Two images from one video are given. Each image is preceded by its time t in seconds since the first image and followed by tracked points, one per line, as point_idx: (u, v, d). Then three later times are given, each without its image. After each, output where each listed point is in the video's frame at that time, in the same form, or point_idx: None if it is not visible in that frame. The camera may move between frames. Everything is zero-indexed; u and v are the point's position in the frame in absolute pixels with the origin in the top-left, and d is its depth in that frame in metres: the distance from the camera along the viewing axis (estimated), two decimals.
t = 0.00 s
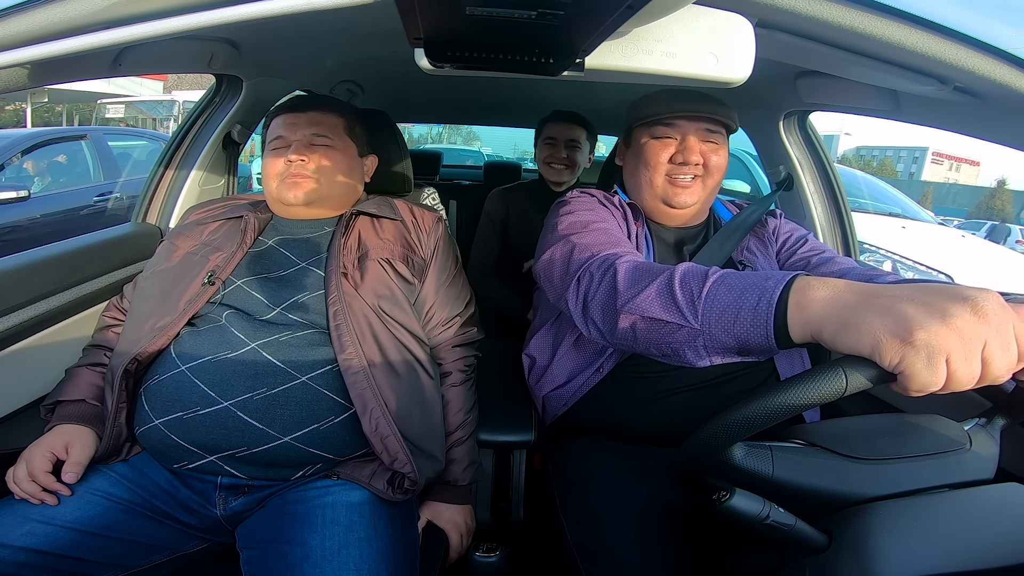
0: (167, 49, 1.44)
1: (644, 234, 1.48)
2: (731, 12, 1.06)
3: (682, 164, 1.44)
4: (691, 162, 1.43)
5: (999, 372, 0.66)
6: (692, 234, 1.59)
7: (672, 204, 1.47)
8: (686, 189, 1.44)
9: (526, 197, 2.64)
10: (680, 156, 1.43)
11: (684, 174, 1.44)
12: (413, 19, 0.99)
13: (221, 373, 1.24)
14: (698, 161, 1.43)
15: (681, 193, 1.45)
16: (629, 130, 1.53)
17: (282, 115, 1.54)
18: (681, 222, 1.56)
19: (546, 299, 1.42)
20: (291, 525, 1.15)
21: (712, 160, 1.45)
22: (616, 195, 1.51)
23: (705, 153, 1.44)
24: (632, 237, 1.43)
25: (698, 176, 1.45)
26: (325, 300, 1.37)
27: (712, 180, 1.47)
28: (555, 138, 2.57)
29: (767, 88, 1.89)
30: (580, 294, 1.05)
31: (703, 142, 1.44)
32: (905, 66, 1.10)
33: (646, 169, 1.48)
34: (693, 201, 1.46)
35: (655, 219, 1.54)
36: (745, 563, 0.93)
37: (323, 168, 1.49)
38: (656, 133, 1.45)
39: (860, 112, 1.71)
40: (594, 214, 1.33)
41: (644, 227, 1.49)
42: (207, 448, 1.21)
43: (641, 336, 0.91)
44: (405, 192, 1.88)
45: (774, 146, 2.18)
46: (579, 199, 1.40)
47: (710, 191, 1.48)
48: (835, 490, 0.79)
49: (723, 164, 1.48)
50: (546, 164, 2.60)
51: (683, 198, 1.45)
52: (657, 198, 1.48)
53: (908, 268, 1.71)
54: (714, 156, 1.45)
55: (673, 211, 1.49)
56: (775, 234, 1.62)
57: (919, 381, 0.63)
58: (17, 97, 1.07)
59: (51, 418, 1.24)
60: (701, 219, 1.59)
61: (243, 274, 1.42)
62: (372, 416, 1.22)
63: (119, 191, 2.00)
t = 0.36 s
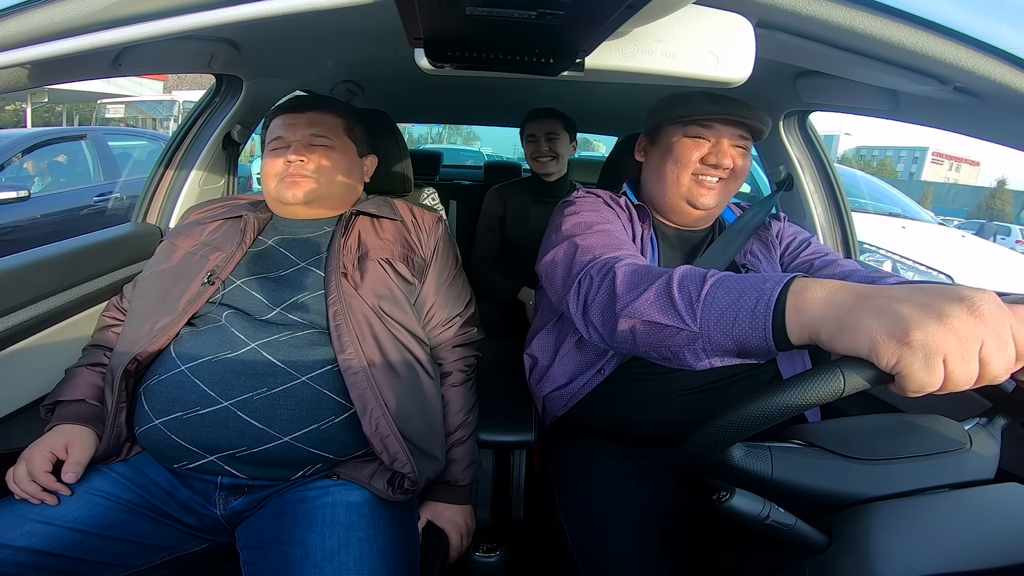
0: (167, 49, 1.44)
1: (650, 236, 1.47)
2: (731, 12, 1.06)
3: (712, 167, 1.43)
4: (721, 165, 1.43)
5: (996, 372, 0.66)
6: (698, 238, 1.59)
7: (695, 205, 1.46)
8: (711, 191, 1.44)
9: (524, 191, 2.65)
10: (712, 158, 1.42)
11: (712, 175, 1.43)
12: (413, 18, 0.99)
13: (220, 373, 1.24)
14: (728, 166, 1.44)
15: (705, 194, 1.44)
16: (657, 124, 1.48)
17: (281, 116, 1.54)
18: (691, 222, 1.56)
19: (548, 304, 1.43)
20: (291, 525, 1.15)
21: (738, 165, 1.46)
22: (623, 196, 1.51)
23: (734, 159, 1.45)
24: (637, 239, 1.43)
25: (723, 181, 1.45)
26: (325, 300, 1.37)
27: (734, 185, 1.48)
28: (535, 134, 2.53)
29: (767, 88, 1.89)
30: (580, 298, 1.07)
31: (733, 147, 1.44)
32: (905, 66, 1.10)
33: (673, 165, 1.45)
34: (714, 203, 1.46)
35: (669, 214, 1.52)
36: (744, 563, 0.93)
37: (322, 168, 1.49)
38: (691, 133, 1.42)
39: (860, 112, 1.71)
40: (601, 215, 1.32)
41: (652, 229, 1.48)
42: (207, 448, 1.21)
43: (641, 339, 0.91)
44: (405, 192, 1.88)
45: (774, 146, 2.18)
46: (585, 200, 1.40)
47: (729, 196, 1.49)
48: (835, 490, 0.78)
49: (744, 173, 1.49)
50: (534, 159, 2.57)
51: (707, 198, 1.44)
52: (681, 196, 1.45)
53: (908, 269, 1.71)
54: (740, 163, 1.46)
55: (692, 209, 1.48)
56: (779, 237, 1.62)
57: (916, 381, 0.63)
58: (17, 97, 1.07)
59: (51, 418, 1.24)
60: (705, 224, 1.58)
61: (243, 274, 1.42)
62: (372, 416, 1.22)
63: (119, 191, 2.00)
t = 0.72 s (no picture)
0: (168, 49, 1.44)
1: (657, 232, 1.47)
2: (730, 12, 1.06)
3: (717, 163, 1.43)
4: (727, 163, 1.43)
5: (1009, 369, 0.65)
6: (704, 237, 1.60)
7: (701, 202, 1.45)
8: (717, 188, 1.44)
9: (522, 190, 2.66)
10: (718, 155, 1.42)
11: (718, 172, 1.43)
12: (413, 18, 0.99)
13: (221, 373, 1.24)
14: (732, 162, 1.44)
15: (711, 191, 1.44)
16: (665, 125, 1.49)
17: (281, 117, 1.54)
18: (694, 221, 1.56)
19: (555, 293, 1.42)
20: (291, 525, 1.15)
21: (743, 164, 1.46)
22: (635, 193, 1.51)
23: (739, 156, 1.45)
24: (644, 234, 1.43)
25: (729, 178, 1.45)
26: (325, 300, 1.37)
27: (739, 183, 1.47)
28: (536, 132, 2.51)
29: (767, 88, 1.89)
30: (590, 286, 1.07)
31: (739, 146, 1.44)
32: (905, 66, 1.10)
33: (680, 162, 1.45)
34: (720, 201, 1.46)
35: (674, 212, 1.52)
36: (744, 563, 0.93)
37: (322, 168, 1.49)
38: (696, 130, 1.43)
39: (860, 112, 1.71)
40: (608, 209, 1.33)
41: (658, 227, 1.47)
42: (207, 448, 1.21)
43: (648, 328, 0.91)
44: (405, 192, 1.88)
45: (774, 146, 2.18)
46: (593, 194, 1.40)
47: (734, 195, 1.49)
48: (836, 490, 0.78)
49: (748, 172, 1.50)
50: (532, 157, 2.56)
51: (713, 195, 1.44)
52: (687, 193, 1.45)
53: (908, 268, 1.71)
54: (745, 161, 1.46)
55: (698, 206, 1.47)
56: (786, 239, 1.62)
57: (929, 377, 0.62)
58: (18, 97, 1.07)
59: (51, 418, 1.24)
60: (711, 224, 1.58)
61: (243, 274, 1.42)
62: (372, 416, 1.22)
63: (119, 191, 2.00)
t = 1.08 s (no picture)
0: (169, 50, 1.44)
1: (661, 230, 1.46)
2: (729, 13, 1.06)
3: (697, 160, 1.45)
4: (704, 159, 1.44)
5: None
6: (706, 233, 1.60)
7: (686, 200, 1.48)
8: (699, 185, 1.46)
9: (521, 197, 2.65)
10: (695, 153, 1.45)
11: (698, 169, 1.45)
12: (414, 20, 0.99)
13: (222, 374, 1.24)
14: (712, 158, 1.45)
15: (694, 188, 1.46)
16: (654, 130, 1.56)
17: (282, 117, 1.54)
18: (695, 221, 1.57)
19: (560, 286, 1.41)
20: (291, 526, 1.15)
21: (725, 161, 1.46)
22: (638, 190, 1.51)
23: (720, 152, 1.46)
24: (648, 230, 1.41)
25: (713, 174, 1.46)
26: (325, 300, 1.37)
27: (725, 179, 1.47)
28: (547, 138, 2.53)
29: (767, 90, 1.89)
30: (602, 274, 1.08)
31: (718, 142, 1.46)
32: (904, 67, 1.10)
33: (662, 164, 1.50)
34: (705, 197, 1.47)
35: (669, 214, 1.55)
36: (744, 562, 0.93)
37: (322, 168, 1.49)
38: (675, 131, 1.48)
39: (860, 113, 1.71)
40: (614, 205, 1.33)
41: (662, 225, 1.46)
42: (208, 448, 1.21)
43: (660, 315, 0.92)
44: (405, 193, 1.88)
45: (774, 147, 2.18)
46: (597, 191, 1.40)
47: (722, 191, 1.49)
48: (836, 490, 0.78)
49: (735, 168, 1.49)
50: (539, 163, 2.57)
51: (695, 193, 1.46)
52: (672, 194, 1.49)
53: (907, 267, 1.73)
54: (727, 158, 1.46)
55: (686, 206, 1.50)
56: (785, 239, 1.61)
57: (950, 367, 0.62)
58: (19, 97, 1.07)
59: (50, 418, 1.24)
60: (712, 223, 1.59)
61: (244, 274, 1.43)
62: (372, 416, 1.22)
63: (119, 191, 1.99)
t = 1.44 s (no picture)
0: (170, 50, 1.44)
1: (658, 229, 1.46)
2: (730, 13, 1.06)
3: (676, 154, 1.46)
4: (685, 151, 1.45)
5: None
6: (700, 233, 1.61)
7: (670, 195, 1.49)
8: (683, 178, 1.46)
9: (520, 202, 2.66)
10: (673, 146, 1.46)
11: (681, 162, 1.46)
12: (414, 20, 0.99)
13: (223, 373, 1.24)
14: (690, 151, 1.46)
15: (676, 182, 1.46)
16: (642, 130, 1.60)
17: (283, 117, 1.54)
18: (686, 219, 1.57)
19: (559, 286, 1.41)
20: (291, 525, 1.15)
21: (706, 154, 1.47)
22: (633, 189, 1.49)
23: (699, 145, 1.47)
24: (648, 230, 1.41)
25: (693, 167, 1.47)
26: (326, 300, 1.37)
27: (706, 171, 1.48)
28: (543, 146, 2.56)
29: (767, 90, 1.89)
30: (605, 269, 1.09)
31: (697, 137, 1.48)
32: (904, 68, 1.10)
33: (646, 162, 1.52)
34: (690, 190, 1.47)
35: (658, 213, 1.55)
36: (744, 562, 0.93)
37: (322, 169, 1.49)
38: (656, 129, 1.51)
39: (860, 114, 1.71)
40: (614, 205, 1.33)
41: (660, 225, 1.46)
42: (209, 447, 1.21)
43: (663, 309, 0.93)
44: (405, 193, 1.88)
45: (773, 147, 2.18)
46: (596, 192, 1.40)
47: (707, 184, 1.49)
48: (835, 491, 0.78)
49: (718, 163, 1.50)
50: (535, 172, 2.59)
51: (681, 186, 1.46)
52: (657, 190, 1.50)
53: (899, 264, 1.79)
54: (708, 152, 1.47)
55: (672, 202, 1.50)
56: (777, 236, 1.62)
57: (950, 366, 0.62)
58: (18, 97, 1.07)
59: (50, 418, 1.24)
60: (704, 220, 1.60)
61: (245, 274, 1.43)
62: (372, 416, 1.22)
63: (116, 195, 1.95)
